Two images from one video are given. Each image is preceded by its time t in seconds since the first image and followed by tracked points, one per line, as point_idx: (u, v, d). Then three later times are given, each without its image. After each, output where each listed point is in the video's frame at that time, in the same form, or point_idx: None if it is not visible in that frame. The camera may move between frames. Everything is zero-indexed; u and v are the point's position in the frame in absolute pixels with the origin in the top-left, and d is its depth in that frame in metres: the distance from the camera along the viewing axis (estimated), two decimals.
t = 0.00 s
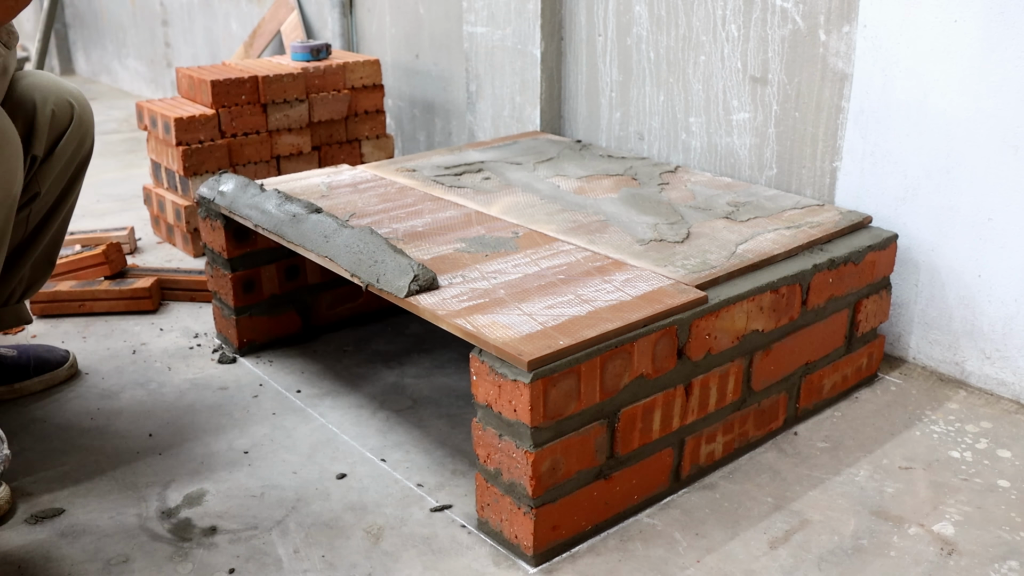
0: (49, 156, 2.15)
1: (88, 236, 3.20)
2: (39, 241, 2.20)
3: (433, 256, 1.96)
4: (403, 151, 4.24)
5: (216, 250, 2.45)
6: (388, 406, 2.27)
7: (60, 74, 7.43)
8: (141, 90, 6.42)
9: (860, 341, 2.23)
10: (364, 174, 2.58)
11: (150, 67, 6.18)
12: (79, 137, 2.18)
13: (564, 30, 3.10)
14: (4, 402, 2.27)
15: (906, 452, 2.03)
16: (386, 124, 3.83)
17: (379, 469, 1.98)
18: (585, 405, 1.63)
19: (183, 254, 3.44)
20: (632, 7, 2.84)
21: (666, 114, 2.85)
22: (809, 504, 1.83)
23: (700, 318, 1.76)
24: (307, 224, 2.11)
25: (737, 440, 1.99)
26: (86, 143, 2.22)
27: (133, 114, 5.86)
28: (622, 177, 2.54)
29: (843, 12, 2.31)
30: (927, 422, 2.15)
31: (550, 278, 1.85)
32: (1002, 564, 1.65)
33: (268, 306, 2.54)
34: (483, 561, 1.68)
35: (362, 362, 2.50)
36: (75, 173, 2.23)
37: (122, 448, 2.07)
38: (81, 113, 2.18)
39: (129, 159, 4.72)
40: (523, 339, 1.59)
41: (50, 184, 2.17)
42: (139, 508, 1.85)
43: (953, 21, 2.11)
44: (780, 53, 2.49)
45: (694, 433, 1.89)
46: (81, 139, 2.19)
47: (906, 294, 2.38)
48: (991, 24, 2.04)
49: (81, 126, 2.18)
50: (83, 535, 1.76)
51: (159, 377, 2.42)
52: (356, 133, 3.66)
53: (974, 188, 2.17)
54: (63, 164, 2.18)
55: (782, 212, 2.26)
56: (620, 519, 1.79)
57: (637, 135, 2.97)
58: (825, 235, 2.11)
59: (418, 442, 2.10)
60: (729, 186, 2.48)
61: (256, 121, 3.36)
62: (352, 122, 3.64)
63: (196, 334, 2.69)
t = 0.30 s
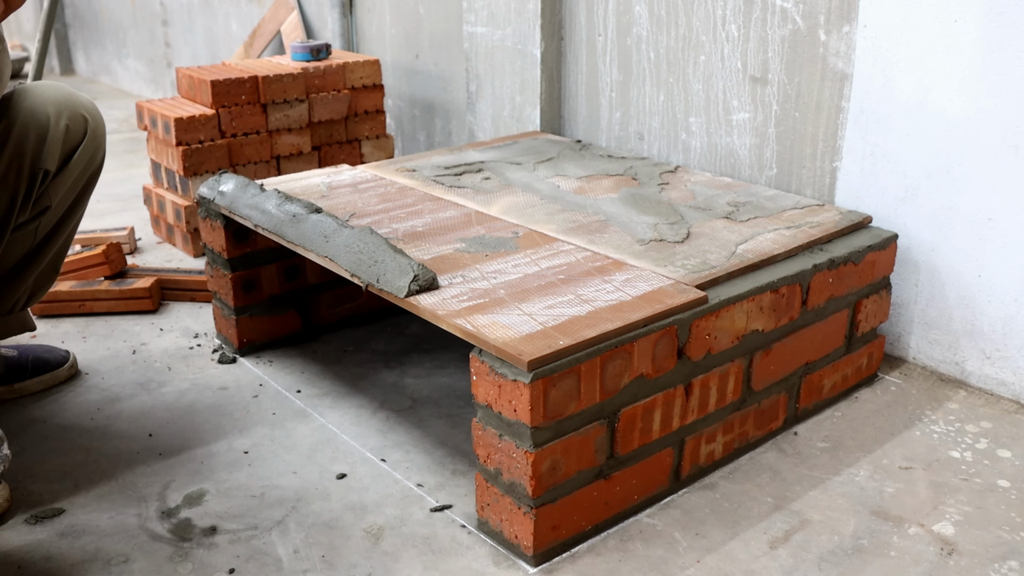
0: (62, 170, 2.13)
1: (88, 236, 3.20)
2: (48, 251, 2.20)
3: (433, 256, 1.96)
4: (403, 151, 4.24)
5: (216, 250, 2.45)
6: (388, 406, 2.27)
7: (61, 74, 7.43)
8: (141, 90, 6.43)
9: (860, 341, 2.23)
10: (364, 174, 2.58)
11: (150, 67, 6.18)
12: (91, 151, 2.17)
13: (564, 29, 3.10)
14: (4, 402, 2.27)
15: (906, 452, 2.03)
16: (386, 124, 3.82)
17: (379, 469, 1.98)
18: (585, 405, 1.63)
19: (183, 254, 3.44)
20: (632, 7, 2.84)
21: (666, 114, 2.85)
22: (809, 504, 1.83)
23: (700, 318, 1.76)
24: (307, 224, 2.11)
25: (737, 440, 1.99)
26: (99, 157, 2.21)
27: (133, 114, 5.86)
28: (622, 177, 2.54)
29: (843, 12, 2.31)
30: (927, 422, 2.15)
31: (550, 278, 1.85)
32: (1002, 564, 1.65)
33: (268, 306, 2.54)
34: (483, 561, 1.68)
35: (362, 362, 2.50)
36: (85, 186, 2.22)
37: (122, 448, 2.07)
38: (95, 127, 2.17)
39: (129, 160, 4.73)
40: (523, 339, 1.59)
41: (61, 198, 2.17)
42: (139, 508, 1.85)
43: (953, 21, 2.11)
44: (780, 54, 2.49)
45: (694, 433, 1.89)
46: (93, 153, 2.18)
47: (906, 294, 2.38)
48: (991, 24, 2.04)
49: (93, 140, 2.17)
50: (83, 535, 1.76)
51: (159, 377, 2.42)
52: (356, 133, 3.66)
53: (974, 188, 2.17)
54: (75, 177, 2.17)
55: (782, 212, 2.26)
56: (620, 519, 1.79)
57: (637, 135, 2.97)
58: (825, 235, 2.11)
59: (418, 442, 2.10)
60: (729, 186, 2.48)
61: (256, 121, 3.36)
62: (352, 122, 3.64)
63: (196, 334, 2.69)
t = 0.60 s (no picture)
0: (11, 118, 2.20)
1: (88, 236, 3.20)
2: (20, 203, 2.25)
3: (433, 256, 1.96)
4: (403, 151, 4.24)
5: (216, 250, 2.45)
6: (388, 406, 2.27)
7: (61, 73, 7.43)
8: (142, 90, 6.42)
9: (860, 341, 2.23)
10: (364, 174, 2.58)
11: (150, 67, 6.18)
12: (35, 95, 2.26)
13: (564, 30, 3.10)
14: (5, 402, 2.27)
15: (906, 451, 2.03)
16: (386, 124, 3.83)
17: (379, 469, 1.98)
18: (585, 405, 1.63)
19: (183, 254, 3.43)
20: (632, 7, 2.84)
21: (666, 114, 2.85)
22: (809, 504, 1.83)
23: (700, 318, 1.76)
24: (307, 224, 2.11)
25: (737, 440, 1.99)
26: (41, 108, 2.29)
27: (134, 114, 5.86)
28: (622, 177, 2.54)
29: (843, 12, 2.31)
30: (927, 422, 2.15)
31: (550, 278, 1.85)
32: (1002, 564, 1.65)
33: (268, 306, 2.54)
34: (483, 561, 1.68)
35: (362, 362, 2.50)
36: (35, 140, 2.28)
37: (123, 448, 2.07)
38: (33, 77, 2.28)
39: (129, 160, 4.73)
40: (523, 339, 1.59)
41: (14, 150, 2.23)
42: (139, 508, 1.85)
43: (953, 21, 2.11)
44: (780, 54, 2.49)
45: (694, 433, 1.89)
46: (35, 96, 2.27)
47: (906, 294, 2.38)
48: (992, 24, 2.04)
49: (34, 92, 2.26)
50: (83, 535, 1.76)
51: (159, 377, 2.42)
52: (356, 133, 3.66)
53: (975, 188, 2.16)
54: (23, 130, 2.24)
55: (782, 212, 2.26)
56: (620, 519, 1.79)
57: (637, 135, 2.97)
58: (825, 235, 2.11)
59: (418, 442, 2.10)
60: (729, 186, 2.48)
61: (256, 121, 3.36)
62: (352, 122, 3.64)
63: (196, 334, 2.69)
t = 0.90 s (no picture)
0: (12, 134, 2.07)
1: (88, 236, 3.20)
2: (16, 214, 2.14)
3: (433, 256, 1.96)
4: (403, 151, 4.24)
5: (216, 250, 2.45)
6: (388, 406, 2.26)
7: (61, 73, 7.43)
8: (142, 91, 6.42)
9: (860, 341, 2.23)
10: (364, 174, 2.58)
11: (150, 67, 6.18)
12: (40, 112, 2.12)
13: (564, 30, 3.11)
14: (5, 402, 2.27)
15: (906, 452, 2.03)
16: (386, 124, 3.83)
17: (379, 470, 1.98)
18: (585, 405, 1.63)
19: (183, 254, 3.44)
20: (632, 7, 2.84)
21: (666, 114, 2.85)
22: (809, 504, 1.83)
23: (700, 318, 1.76)
24: (308, 224, 2.11)
25: (737, 440, 1.99)
26: (47, 116, 2.16)
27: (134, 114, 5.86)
28: (622, 177, 2.54)
29: (844, 12, 2.31)
30: (928, 422, 2.15)
31: (550, 278, 1.85)
32: (1002, 564, 1.65)
33: (268, 307, 2.54)
34: (483, 561, 1.68)
35: (362, 362, 2.50)
36: (40, 148, 2.17)
37: (122, 449, 2.07)
38: (39, 87, 2.13)
39: (129, 160, 4.73)
40: (523, 338, 1.59)
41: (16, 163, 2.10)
42: (139, 508, 1.85)
43: (953, 21, 2.11)
44: (780, 53, 2.49)
45: (694, 433, 1.89)
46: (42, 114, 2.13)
47: (906, 294, 2.38)
48: (992, 24, 2.04)
49: (40, 101, 2.13)
50: (83, 535, 1.76)
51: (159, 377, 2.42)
52: (356, 133, 3.66)
53: (975, 188, 2.16)
54: (29, 141, 2.12)
55: (782, 212, 2.26)
56: (619, 519, 1.79)
57: (637, 135, 2.97)
58: (825, 235, 2.11)
59: (418, 442, 2.10)
60: (729, 186, 2.48)
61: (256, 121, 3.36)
62: (352, 122, 3.64)
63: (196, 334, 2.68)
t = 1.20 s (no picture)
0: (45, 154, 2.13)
1: (88, 236, 3.20)
2: (39, 235, 2.19)
3: (433, 256, 1.96)
4: (403, 151, 4.24)
5: (216, 250, 2.45)
6: (388, 406, 2.26)
7: (60, 74, 7.43)
8: (142, 90, 6.42)
9: (859, 341, 2.23)
10: (364, 174, 2.58)
11: (150, 67, 6.18)
12: (74, 135, 2.18)
13: (564, 29, 3.11)
14: (5, 402, 2.27)
15: (907, 451, 2.03)
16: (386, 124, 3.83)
17: (379, 469, 1.98)
18: (585, 405, 1.63)
19: (183, 254, 3.44)
20: (632, 7, 2.84)
21: (666, 114, 2.85)
22: (810, 504, 1.83)
23: (700, 318, 1.76)
24: (308, 223, 2.12)
25: (737, 440, 1.99)
26: (82, 142, 2.22)
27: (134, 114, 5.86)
28: (622, 177, 2.54)
29: (844, 11, 2.31)
30: (927, 422, 2.15)
31: (550, 278, 1.85)
32: (1002, 564, 1.65)
33: (267, 307, 2.54)
34: (483, 561, 1.68)
35: (363, 362, 2.50)
36: (70, 174, 2.23)
37: (122, 449, 2.07)
38: (76, 110, 2.19)
39: (129, 160, 4.73)
40: (523, 338, 1.59)
41: (47, 183, 2.15)
42: (139, 508, 1.85)
43: (953, 21, 2.11)
44: (780, 54, 2.49)
45: (694, 433, 1.89)
46: (76, 137, 2.19)
47: (906, 294, 2.38)
48: (992, 24, 2.04)
49: (76, 125, 2.18)
50: (83, 535, 1.76)
51: (159, 377, 2.42)
52: (356, 133, 3.66)
53: (974, 187, 2.16)
54: (61, 162, 2.17)
55: (782, 212, 2.26)
56: (619, 519, 1.79)
57: (637, 135, 2.97)
58: (825, 235, 2.11)
59: (418, 442, 2.10)
60: (729, 186, 2.48)
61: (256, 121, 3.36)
62: (352, 122, 3.64)
63: (196, 334, 2.68)
